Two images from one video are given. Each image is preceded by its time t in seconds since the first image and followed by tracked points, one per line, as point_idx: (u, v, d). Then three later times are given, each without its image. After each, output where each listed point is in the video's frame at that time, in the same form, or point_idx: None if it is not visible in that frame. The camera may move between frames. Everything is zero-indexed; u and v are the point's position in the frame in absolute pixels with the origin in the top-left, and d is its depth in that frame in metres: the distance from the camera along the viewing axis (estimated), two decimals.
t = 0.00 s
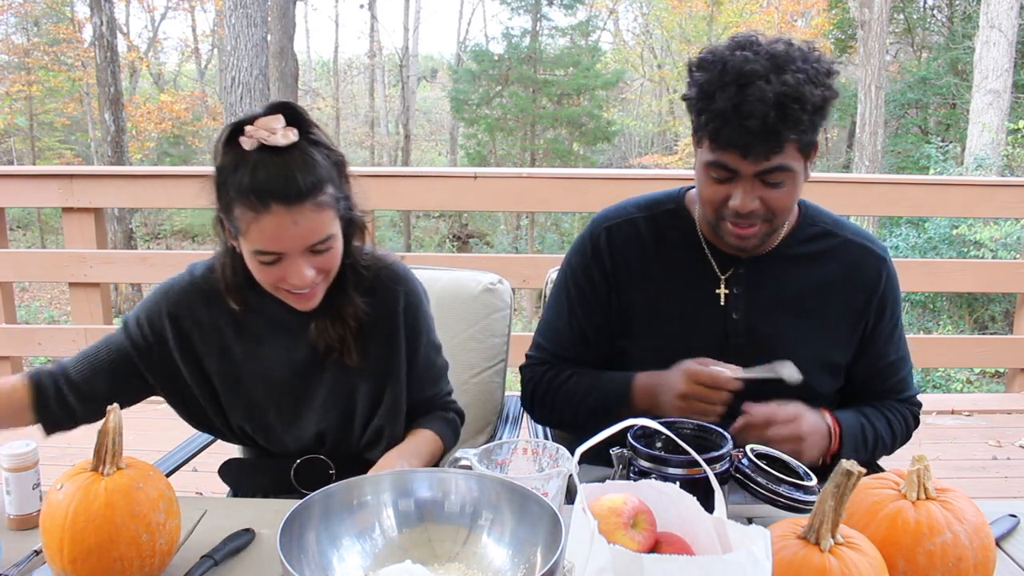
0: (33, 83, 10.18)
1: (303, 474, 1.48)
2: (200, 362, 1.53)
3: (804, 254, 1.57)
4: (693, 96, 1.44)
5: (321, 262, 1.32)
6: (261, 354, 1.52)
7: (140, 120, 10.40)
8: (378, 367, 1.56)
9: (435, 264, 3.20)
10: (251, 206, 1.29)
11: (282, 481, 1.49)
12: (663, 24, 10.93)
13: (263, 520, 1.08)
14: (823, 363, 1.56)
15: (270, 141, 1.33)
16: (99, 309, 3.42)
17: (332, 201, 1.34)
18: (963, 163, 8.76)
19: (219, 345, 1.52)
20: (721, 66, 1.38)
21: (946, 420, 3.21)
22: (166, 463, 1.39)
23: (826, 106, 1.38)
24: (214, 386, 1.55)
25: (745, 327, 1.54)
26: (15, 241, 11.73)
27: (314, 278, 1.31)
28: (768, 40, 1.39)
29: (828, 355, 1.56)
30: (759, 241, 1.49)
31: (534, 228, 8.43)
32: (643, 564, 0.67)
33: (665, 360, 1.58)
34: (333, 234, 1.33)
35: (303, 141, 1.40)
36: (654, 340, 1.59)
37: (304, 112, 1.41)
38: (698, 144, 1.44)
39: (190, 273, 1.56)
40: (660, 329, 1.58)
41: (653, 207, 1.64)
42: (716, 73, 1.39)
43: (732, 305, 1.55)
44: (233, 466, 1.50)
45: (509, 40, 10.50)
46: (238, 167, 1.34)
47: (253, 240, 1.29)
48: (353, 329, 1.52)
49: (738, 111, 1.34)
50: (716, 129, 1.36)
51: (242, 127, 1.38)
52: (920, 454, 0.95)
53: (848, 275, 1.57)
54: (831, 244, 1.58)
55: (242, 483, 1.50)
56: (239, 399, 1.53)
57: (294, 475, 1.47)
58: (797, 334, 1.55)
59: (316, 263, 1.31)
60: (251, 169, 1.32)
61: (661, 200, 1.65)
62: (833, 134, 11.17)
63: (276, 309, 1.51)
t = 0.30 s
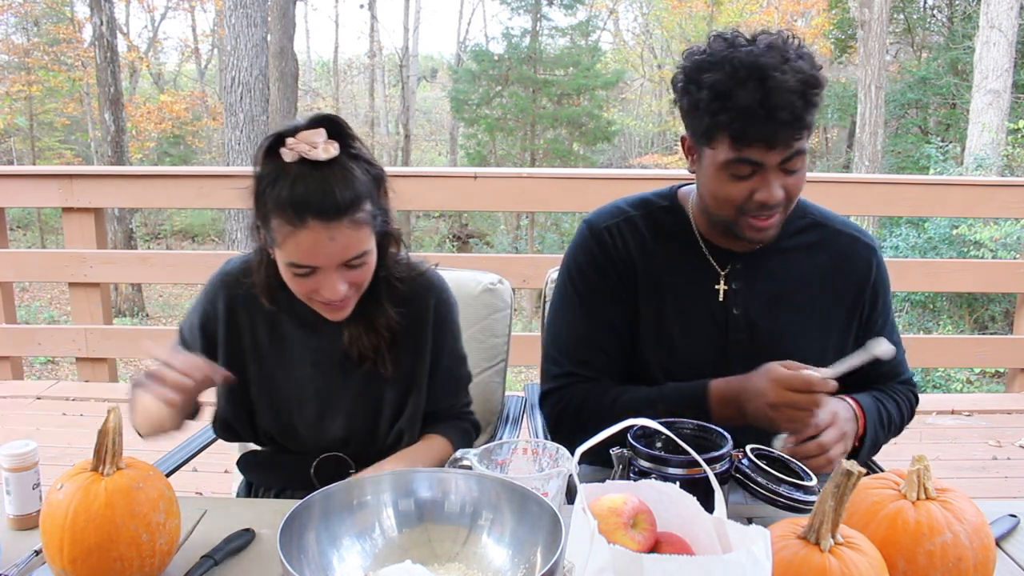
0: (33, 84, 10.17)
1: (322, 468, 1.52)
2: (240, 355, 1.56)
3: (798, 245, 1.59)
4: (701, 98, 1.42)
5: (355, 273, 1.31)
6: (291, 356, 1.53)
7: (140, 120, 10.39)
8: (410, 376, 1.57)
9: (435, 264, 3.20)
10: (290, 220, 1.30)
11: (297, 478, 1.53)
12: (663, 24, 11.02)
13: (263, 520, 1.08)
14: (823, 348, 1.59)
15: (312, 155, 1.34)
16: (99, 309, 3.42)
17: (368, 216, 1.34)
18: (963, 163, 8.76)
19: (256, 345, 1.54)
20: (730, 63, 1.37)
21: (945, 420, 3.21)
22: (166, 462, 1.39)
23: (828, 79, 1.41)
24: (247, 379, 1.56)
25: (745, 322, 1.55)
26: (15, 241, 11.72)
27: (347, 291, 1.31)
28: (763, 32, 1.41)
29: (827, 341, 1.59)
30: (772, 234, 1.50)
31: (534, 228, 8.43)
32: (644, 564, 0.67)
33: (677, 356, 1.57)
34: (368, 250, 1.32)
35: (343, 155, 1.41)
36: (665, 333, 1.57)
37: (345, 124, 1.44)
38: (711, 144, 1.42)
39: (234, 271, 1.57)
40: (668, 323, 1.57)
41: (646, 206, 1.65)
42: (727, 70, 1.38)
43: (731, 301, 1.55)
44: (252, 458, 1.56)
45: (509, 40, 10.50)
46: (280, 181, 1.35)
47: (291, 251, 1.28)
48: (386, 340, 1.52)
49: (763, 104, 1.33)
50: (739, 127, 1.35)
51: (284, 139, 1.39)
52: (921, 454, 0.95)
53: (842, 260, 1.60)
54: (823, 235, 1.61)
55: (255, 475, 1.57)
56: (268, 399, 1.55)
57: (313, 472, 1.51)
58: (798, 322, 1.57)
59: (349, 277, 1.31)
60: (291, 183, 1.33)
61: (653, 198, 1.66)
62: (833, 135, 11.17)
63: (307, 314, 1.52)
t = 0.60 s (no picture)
0: (33, 83, 10.15)
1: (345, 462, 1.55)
2: (270, 364, 1.52)
3: (801, 243, 1.64)
4: (736, 97, 1.42)
5: (386, 277, 1.33)
6: (319, 360, 1.53)
7: (140, 120, 10.36)
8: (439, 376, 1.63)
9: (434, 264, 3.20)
10: (322, 226, 1.28)
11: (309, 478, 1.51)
12: (663, 24, 10.93)
13: (263, 520, 1.08)
14: (829, 346, 1.63)
15: (347, 163, 1.34)
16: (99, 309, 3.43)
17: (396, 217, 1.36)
18: (963, 163, 8.76)
19: (285, 351, 1.52)
20: (769, 62, 1.39)
21: (945, 420, 3.21)
22: (166, 462, 1.39)
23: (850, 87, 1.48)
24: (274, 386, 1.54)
25: (758, 323, 1.56)
26: (15, 241, 11.71)
27: (372, 297, 1.31)
28: (787, 34, 1.46)
29: (831, 339, 1.63)
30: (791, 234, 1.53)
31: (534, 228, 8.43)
32: (644, 564, 0.67)
33: (694, 360, 1.56)
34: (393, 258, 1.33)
35: (374, 162, 1.41)
36: (683, 337, 1.56)
37: (377, 131, 1.45)
38: (745, 144, 1.43)
39: (258, 277, 1.53)
40: (685, 327, 1.56)
41: (650, 209, 1.66)
42: (764, 69, 1.40)
43: (743, 302, 1.56)
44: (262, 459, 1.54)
45: (509, 40, 10.50)
46: (308, 188, 1.35)
47: (318, 258, 1.28)
48: (415, 341, 1.56)
49: (811, 101, 1.36)
50: (783, 124, 1.37)
51: (315, 145, 1.39)
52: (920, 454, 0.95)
53: (840, 256, 1.66)
54: (823, 233, 1.67)
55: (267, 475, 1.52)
56: (298, 403, 1.54)
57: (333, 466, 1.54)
58: (806, 320, 1.60)
59: (374, 285, 1.31)
60: (325, 185, 1.33)
61: (655, 202, 1.67)
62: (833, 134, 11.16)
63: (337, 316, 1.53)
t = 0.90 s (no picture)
0: (33, 84, 10.15)
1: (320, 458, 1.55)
2: (275, 362, 1.52)
3: (805, 244, 1.65)
4: (742, 96, 1.42)
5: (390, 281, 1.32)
6: (325, 357, 1.53)
7: (140, 120, 10.33)
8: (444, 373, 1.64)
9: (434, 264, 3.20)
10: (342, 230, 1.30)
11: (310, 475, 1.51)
12: (664, 24, 10.83)
13: (263, 520, 1.08)
14: (832, 348, 1.63)
15: (366, 165, 1.34)
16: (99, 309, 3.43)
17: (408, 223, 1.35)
18: (963, 163, 8.76)
19: (291, 349, 1.52)
20: (775, 63, 1.39)
21: (946, 420, 3.21)
22: (166, 462, 1.39)
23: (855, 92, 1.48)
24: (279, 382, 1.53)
25: (762, 322, 1.56)
26: (15, 241, 11.70)
27: (399, 295, 1.33)
28: (797, 35, 1.45)
29: (835, 340, 1.63)
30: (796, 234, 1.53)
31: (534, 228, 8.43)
32: (643, 564, 0.67)
33: (697, 358, 1.56)
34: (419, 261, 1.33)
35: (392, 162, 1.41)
36: (688, 334, 1.56)
37: (389, 130, 1.46)
38: (748, 143, 1.43)
39: (264, 273, 1.52)
40: (689, 325, 1.56)
41: (654, 206, 1.66)
42: (771, 70, 1.39)
43: (747, 300, 1.57)
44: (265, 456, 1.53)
45: (509, 40, 10.51)
46: (335, 195, 1.34)
47: (348, 263, 1.28)
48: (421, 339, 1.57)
49: (815, 104, 1.36)
50: (786, 125, 1.37)
51: (332, 150, 1.39)
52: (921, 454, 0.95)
53: (844, 260, 1.68)
54: (829, 234, 1.68)
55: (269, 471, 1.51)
56: (302, 402, 1.54)
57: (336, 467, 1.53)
58: (810, 321, 1.60)
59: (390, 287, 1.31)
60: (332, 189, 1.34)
61: (660, 200, 1.67)
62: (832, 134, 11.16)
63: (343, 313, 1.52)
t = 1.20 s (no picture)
0: (33, 83, 10.13)
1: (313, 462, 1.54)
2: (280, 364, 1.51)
3: (808, 246, 1.66)
4: (745, 100, 1.43)
5: (377, 283, 1.31)
6: (326, 361, 1.53)
7: (140, 120, 10.29)
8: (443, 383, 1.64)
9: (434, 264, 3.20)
10: (318, 221, 1.29)
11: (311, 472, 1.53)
12: (663, 24, 10.43)
13: (263, 520, 1.08)
14: (833, 350, 1.63)
15: (348, 157, 1.34)
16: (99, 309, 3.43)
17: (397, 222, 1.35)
18: (963, 163, 8.77)
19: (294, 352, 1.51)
20: (782, 69, 1.39)
21: (945, 420, 3.21)
22: (166, 463, 1.39)
23: (864, 103, 1.47)
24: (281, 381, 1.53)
25: (762, 324, 1.57)
26: (15, 241, 11.70)
27: (370, 296, 1.31)
28: (809, 40, 1.44)
29: (838, 343, 1.63)
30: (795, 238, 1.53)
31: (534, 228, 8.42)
32: (643, 564, 0.67)
33: (696, 361, 1.56)
34: (395, 256, 1.32)
35: (380, 161, 1.42)
36: (688, 338, 1.56)
37: (389, 134, 1.46)
38: (750, 148, 1.43)
39: (269, 274, 1.51)
40: (690, 327, 1.56)
41: (658, 206, 1.66)
42: (776, 76, 1.39)
43: (748, 302, 1.57)
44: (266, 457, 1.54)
45: (509, 40, 10.51)
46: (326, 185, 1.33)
47: (317, 251, 1.28)
48: (418, 350, 1.56)
49: (818, 115, 1.35)
50: (787, 134, 1.37)
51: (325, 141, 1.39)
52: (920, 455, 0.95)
53: (848, 264, 1.67)
54: (834, 237, 1.69)
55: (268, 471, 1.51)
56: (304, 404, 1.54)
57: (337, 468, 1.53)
58: (811, 323, 1.61)
59: (372, 284, 1.31)
60: (329, 187, 1.33)
61: (665, 200, 1.68)
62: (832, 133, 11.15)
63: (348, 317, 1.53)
